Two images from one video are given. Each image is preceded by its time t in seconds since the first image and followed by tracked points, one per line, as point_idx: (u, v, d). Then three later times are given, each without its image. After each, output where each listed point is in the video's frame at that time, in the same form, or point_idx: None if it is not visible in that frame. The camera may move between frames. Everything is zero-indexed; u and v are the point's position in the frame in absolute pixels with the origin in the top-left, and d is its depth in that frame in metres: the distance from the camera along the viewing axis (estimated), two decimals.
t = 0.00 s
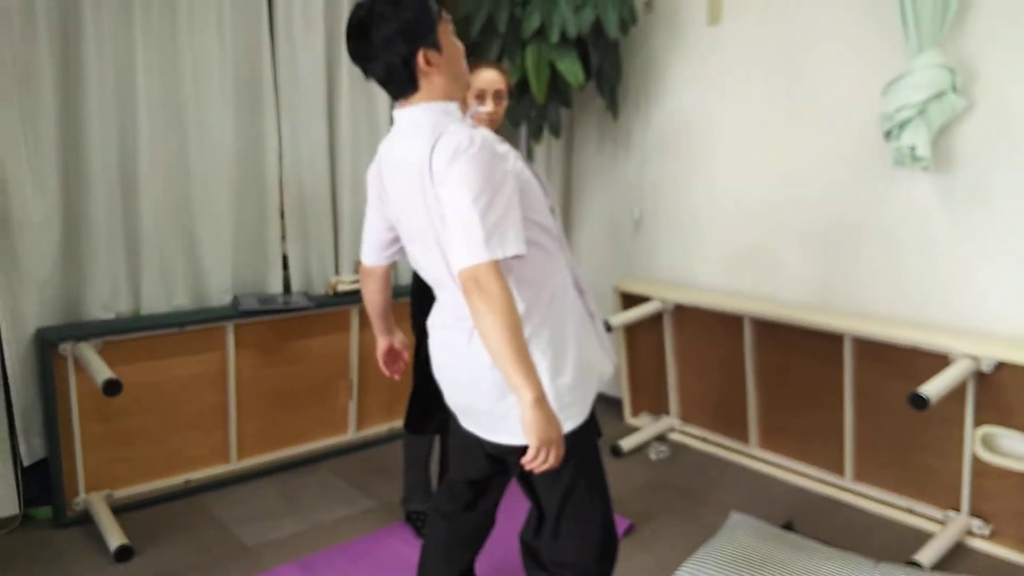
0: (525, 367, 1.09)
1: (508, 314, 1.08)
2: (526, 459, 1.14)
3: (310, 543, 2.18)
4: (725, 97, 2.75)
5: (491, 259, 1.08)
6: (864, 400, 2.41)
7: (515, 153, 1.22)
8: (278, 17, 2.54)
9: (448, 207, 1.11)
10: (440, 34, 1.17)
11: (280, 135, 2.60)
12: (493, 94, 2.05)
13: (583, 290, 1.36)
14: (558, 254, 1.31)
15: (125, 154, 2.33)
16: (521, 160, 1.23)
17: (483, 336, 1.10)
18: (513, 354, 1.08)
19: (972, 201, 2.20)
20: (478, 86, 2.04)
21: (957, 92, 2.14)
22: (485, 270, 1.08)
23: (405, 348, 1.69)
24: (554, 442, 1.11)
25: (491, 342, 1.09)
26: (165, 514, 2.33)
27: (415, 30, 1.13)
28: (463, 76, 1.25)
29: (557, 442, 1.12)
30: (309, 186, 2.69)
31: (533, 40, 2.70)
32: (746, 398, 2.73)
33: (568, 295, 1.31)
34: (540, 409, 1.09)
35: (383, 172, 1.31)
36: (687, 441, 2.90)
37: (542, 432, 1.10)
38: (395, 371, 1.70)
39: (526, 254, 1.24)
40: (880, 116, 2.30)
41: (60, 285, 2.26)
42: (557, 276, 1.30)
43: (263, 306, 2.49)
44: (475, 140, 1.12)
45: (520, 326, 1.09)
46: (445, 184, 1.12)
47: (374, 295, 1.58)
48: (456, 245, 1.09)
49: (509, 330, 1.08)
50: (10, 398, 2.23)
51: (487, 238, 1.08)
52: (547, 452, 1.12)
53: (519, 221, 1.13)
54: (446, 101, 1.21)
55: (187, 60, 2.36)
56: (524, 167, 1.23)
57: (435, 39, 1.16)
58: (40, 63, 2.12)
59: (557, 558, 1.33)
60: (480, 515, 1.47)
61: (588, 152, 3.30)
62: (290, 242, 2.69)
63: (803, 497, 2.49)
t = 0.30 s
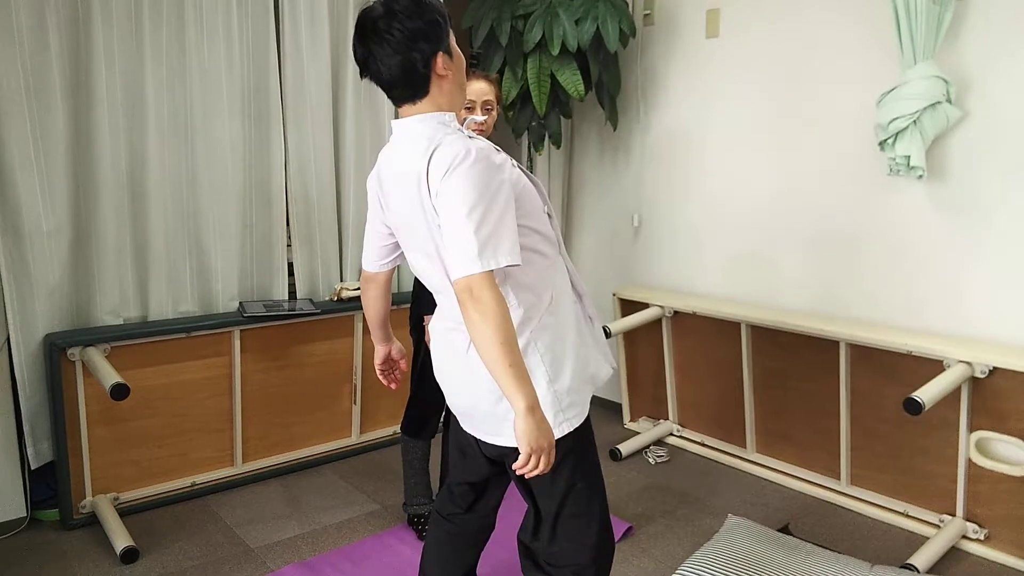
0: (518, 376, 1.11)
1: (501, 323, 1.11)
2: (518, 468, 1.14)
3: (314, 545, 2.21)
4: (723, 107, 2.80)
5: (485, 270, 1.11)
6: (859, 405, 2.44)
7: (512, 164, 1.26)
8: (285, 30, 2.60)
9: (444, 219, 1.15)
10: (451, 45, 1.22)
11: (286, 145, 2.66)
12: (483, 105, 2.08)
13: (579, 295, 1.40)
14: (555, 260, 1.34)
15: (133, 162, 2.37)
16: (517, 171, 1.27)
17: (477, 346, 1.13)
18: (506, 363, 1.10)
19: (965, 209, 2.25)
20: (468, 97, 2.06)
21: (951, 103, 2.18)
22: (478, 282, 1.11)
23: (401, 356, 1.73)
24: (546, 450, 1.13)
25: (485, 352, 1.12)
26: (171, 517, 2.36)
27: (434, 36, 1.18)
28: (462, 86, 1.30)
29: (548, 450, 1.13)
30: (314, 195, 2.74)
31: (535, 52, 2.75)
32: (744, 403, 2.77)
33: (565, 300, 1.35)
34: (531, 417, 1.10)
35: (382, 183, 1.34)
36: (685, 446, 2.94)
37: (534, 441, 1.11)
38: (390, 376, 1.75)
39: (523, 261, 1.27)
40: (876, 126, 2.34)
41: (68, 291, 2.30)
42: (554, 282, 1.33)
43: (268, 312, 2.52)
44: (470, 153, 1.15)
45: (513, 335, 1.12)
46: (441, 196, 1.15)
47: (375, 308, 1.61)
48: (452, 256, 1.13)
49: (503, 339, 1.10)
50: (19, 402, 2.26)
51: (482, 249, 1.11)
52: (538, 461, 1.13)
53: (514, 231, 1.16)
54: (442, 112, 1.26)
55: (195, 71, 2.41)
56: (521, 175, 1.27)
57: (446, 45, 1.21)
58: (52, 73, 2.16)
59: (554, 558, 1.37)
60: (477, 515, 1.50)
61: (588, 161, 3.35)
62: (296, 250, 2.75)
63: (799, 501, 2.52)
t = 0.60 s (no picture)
0: (517, 375, 1.12)
1: (502, 323, 1.12)
2: (516, 467, 1.15)
3: (319, 548, 2.22)
4: (725, 111, 2.82)
5: (486, 269, 1.13)
6: (862, 408, 2.45)
7: (515, 166, 1.28)
8: (291, 37, 2.62)
9: (447, 218, 1.16)
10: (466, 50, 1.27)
11: (292, 150, 2.68)
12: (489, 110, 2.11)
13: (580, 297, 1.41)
14: (557, 262, 1.36)
15: (141, 167, 2.39)
16: (521, 173, 1.29)
17: (478, 344, 1.14)
18: (506, 362, 1.12)
19: (966, 212, 2.26)
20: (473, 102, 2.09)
21: (951, 107, 2.20)
22: (479, 280, 1.13)
23: (400, 355, 1.75)
24: (544, 450, 1.14)
25: (485, 350, 1.13)
26: (177, 520, 2.38)
27: (456, 38, 1.21)
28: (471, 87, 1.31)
29: (546, 450, 1.14)
30: (319, 200, 2.76)
31: (538, 57, 2.78)
32: (747, 406, 2.78)
33: (565, 301, 1.36)
34: (530, 416, 1.12)
35: (385, 182, 1.36)
36: (689, 449, 2.95)
37: (532, 440, 1.12)
38: (389, 376, 1.76)
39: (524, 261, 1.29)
40: (877, 130, 2.36)
41: (76, 295, 2.32)
42: (555, 283, 1.35)
43: (273, 316, 2.54)
44: (474, 153, 1.17)
45: (514, 334, 1.13)
46: (444, 195, 1.17)
47: (377, 306, 1.62)
48: (453, 255, 1.14)
49: (504, 338, 1.12)
50: (27, 405, 2.28)
51: (483, 248, 1.13)
52: (536, 460, 1.14)
53: (516, 232, 1.18)
54: (447, 112, 1.28)
55: (203, 78, 2.44)
56: (523, 177, 1.29)
57: (461, 43, 1.23)
58: (62, 80, 2.19)
59: (555, 560, 1.38)
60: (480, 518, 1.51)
61: (591, 166, 3.37)
62: (302, 254, 2.77)
63: (802, 503, 2.53)
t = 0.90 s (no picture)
0: (515, 377, 1.11)
1: (502, 325, 1.11)
2: (511, 469, 1.14)
3: (319, 552, 2.21)
4: (728, 113, 2.81)
5: (488, 269, 1.12)
6: (866, 412, 2.44)
7: (519, 166, 1.27)
8: (292, 40, 2.62)
9: (449, 217, 1.15)
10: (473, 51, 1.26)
11: (293, 152, 2.68)
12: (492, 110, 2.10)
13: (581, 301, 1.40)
14: (558, 265, 1.35)
15: (142, 169, 2.39)
16: (525, 173, 1.28)
17: (477, 345, 1.13)
18: (504, 362, 1.11)
19: (970, 215, 2.25)
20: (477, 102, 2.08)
21: (956, 109, 2.18)
22: (480, 280, 1.12)
23: (399, 357, 1.74)
24: (540, 452, 1.13)
25: (484, 350, 1.12)
26: (178, 523, 2.37)
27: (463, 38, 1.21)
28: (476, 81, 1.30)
29: (542, 453, 1.13)
30: (321, 202, 2.76)
31: (540, 59, 2.76)
32: (750, 409, 2.77)
33: (565, 305, 1.35)
34: (527, 418, 1.11)
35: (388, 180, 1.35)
36: (692, 452, 2.94)
37: (528, 443, 1.11)
38: (388, 377, 1.76)
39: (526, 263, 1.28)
40: (880, 132, 2.35)
41: (78, 299, 2.32)
42: (556, 287, 1.34)
43: (275, 318, 2.54)
44: (479, 151, 1.16)
45: (513, 335, 1.13)
46: (447, 193, 1.16)
47: (377, 307, 1.61)
48: (455, 254, 1.13)
49: (503, 338, 1.11)
50: (29, 408, 2.28)
51: (485, 248, 1.12)
52: (532, 463, 1.13)
53: (518, 233, 1.17)
54: (452, 110, 1.26)
55: (204, 80, 2.43)
56: (527, 177, 1.28)
57: (466, 39, 1.21)
58: (62, 83, 2.18)
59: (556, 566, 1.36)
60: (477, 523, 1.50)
61: (593, 168, 3.36)
62: (303, 257, 2.76)
63: (806, 507, 2.52)
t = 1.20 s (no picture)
0: (509, 348, 1.10)
1: (504, 294, 1.09)
2: (481, 445, 1.11)
3: (322, 552, 2.23)
4: (729, 119, 2.83)
5: (502, 240, 1.11)
6: (865, 416, 2.46)
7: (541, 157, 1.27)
8: (297, 45, 2.64)
9: (471, 184, 1.14)
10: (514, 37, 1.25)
11: (297, 155, 2.70)
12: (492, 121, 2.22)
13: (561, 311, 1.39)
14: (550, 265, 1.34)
15: (147, 171, 2.41)
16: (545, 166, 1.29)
17: (475, 308, 1.10)
18: (500, 329, 1.09)
19: (968, 219, 2.27)
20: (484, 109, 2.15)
21: (955, 114, 2.21)
22: (494, 247, 1.10)
23: (374, 336, 1.61)
24: (515, 430, 1.10)
25: (482, 314, 1.09)
26: (182, 523, 2.39)
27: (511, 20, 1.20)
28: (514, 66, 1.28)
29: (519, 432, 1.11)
30: (325, 205, 2.78)
31: (543, 64, 2.79)
32: (750, 412, 2.78)
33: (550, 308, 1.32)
34: (512, 391, 1.09)
35: (402, 144, 1.30)
36: (692, 455, 2.96)
37: (507, 416, 1.09)
38: (359, 355, 1.63)
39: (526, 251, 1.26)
40: (879, 138, 2.37)
41: (83, 300, 2.34)
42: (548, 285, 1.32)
43: (279, 320, 2.56)
44: (513, 130, 1.17)
45: (513, 306, 1.11)
46: (473, 161, 1.14)
47: (358, 282, 1.48)
48: (471, 217, 1.11)
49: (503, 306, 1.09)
50: (34, 407, 2.30)
51: (503, 219, 1.11)
52: (506, 440, 1.11)
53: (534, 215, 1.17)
54: (488, 90, 1.24)
55: (210, 84, 2.45)
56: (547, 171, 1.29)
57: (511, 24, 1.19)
58: (70, 86, 2.20)
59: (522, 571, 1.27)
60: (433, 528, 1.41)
61: (594, 173, 3.38)
62: (307, 260, 2.78)
63: (806, 510, 2.53)
